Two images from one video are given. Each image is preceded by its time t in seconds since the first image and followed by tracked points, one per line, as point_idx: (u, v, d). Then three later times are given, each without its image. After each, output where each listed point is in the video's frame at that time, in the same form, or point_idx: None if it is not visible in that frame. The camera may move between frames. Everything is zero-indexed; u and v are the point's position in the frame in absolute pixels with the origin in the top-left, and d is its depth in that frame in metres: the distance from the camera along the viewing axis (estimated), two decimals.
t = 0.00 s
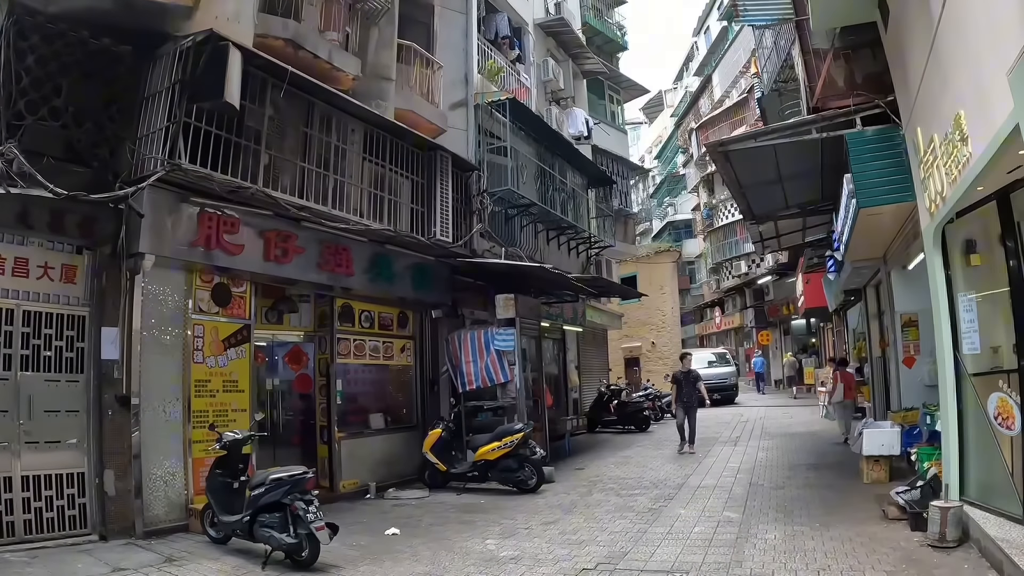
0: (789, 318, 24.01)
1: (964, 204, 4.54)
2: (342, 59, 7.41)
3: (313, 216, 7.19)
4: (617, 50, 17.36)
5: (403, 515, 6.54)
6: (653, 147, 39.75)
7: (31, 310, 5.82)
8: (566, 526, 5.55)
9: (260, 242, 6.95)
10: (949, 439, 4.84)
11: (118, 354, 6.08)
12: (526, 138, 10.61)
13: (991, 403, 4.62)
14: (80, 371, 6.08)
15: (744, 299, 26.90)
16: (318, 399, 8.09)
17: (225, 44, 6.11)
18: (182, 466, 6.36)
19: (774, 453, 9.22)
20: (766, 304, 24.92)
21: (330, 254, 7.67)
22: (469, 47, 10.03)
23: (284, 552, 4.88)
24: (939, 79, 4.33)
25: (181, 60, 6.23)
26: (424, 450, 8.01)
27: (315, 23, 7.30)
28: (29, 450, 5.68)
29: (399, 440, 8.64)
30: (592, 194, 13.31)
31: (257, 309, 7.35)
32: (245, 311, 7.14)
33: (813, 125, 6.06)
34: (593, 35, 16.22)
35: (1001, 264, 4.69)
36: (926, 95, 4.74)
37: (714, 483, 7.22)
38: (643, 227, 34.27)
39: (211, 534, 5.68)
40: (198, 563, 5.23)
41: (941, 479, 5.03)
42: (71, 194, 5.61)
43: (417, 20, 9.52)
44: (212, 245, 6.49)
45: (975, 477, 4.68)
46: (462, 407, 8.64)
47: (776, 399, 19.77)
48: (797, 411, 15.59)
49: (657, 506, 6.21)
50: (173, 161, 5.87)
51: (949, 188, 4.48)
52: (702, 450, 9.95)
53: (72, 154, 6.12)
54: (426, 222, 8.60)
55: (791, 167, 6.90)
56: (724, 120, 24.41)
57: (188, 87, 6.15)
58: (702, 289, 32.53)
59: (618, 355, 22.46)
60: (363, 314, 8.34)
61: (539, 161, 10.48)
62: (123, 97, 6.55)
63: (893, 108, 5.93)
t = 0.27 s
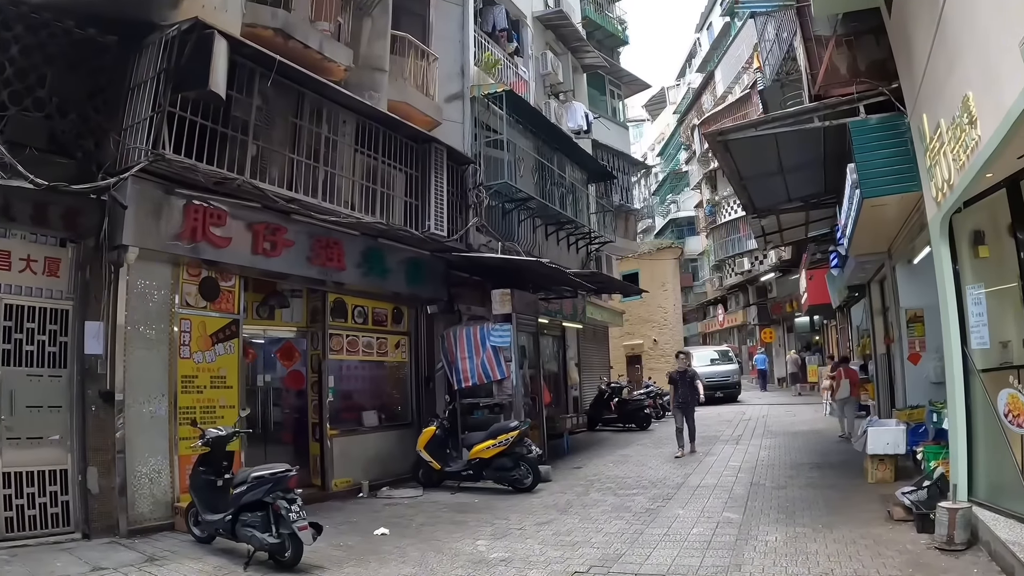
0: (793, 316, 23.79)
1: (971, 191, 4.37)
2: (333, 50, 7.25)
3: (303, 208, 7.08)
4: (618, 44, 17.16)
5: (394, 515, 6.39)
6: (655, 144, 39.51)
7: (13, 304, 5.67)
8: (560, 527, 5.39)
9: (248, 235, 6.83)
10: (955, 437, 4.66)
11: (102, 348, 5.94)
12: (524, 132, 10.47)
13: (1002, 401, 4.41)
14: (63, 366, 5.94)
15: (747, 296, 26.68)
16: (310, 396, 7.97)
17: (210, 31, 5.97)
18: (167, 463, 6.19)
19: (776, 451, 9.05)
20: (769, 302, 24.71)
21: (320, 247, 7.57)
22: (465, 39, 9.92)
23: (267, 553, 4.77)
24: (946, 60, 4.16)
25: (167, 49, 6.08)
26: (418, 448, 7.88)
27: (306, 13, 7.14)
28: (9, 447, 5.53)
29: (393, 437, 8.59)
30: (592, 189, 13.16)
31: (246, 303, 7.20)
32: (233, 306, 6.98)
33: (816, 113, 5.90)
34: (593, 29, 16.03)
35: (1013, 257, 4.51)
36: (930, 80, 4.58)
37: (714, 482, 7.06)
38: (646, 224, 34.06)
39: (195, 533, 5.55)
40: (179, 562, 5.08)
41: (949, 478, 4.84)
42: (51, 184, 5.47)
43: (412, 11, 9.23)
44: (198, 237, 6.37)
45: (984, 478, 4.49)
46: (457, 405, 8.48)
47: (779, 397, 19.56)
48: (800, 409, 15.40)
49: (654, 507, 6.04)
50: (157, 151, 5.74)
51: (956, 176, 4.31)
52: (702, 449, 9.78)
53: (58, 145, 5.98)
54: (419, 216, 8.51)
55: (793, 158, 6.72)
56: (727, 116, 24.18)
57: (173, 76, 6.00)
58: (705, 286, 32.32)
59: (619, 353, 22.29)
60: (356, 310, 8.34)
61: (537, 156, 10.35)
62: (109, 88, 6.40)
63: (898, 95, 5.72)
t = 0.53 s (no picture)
0: (795, 315, 23.57)
1: (984, 184, 4.18)
2: (325, 41, 7.10)
3: (291, 202, 6.94)
4: (618, 40, 16.95)
5: (385, 518, 6.23)
6: (657, 142, 39.26)
7: None
8: (553, 532, 5.22)
9: (235, 230, 6.68)
10: (964, 440, 4.46)
11: (84, 345, 5.77)
12: (522, 127, 10.31)
13: (1013, 403, 4.25)
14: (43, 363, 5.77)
15: (749, 295, 26.47)
16: (301, 394, 7.84)
17: (194, 19, 5.77)
18: (151, 463, 6.02)
19: (778, 453, 8.87)
20: (771, 301, 24.50)
21: (311, 242, 7.42)
22: (461, 32, 9.81)
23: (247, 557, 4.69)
24: (954, 46, 4.00)
25: (150, 39, 5.90)
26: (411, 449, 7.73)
27: (296, 3, 6.98)
28: None
29: (386, 437, 8.45)
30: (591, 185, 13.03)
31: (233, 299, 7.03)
32: (220, 302, 6.82)
33: (820, 104, 5.72)
34: (593, 24, 15.83)
35: None
36: (938, 68, 4.40)
37: (714, 485, 6.89)
38: (647, 223, 33.87)
39: (177, 535, 5.40)
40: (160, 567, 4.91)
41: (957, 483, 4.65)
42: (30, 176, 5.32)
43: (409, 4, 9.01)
44: (182, 231, 6.22)
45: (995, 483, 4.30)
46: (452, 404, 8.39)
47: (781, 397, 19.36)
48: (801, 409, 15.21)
49: (651, 511, 5.86)
50: (139, 142, 5.58)
51: (967, 166, 4.13)
52: (702, 450, 9.59)
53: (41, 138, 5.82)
54: (412, 211, 8.42)
55: (795, 151, 6.56)
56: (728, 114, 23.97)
57: (156, 66, 5.83)
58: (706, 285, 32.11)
59: (619, 352, 22.11)
60: (348, 306, 8.19)
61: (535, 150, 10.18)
62: (93, 78, 6.23)
63: (905, 86, 5.54)
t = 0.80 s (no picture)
0: (793, 314, 23.39)
1: (991, 176, 3.99)
2: (310, 33, 6.89)
3: (273, 196, 6.77)
4: (615, 36, 16.75)
5: (368, 522, 6.07)
6: (655, 140, 39.06)
7: None
8: (539, 537, 5.05)
9: (215, 224, 6.50)
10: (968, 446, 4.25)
11: (59, 342, 5.57)
12: (515, 122, 10.35)
13: (1020, 406, 4.07)
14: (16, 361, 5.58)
15: (747, 294, 26.28)
16: (285, 393, 7.65)
17: (171, 8, 5.55)
18: (127, 464, 5.81)
19: (774, 455, 8.70)
20: (769, 300, 24.32)
21: (294, 237, 7.26)
22: (452, 23, 9.58)
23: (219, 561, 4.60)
24: (960, 32, 3.82)
25: (128, 28, 5.71)
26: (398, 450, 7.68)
27: None
28: None
29: (372, 437, 8.28)
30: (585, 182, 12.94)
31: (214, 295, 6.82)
32: (200, 298, 6.61)
33: (818, 95, 5.54)
34: (589, 19, 15.64)
35: None
36: (942, 55, 4.22)
37: (708, 489, 6.73)
38: (644, 222, 33.71)
39: (152, 538, 5.22)
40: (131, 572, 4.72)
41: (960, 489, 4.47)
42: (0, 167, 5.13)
43: None
44: (161, 225, 6.04)
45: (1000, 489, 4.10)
46: (441, 404, 8.34)
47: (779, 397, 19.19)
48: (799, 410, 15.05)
49: (642, 516, 5.69)
50: (114, 133, 5.40)
51: (971, 158, 3.94)
52: (697, 452, 9.42)
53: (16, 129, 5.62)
54: (400, 206, 8.25)
55: (792, 146, 6.41)
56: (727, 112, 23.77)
57: (132, 56, 5.65)
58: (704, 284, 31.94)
59: (616, 351, 21.96)
60: (334, 303, 8.02)
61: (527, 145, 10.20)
62: (72, 69, 6.01)
63: (907, 76, 5.33)
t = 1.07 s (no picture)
0: (786, 313, 23.32)
1: (992, 164, 3.81)
2: (289, 22, 6.64)
3: (249, 188, 6.55)
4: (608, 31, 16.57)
5: (343, 523, 6.05)
6: (649, 137, 38.93)
7: None
8: (518, 542, 4.96)
9: (188, 217, 6.28)
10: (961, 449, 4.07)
11: (27, 338, 5.33)
12: (504, 117, 10.36)
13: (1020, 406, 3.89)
14: None
15: (740, 293, 26.23)
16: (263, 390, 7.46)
17: None
18: (98, 462, 5.58)
19: (765, 455, 8.57)
20: (763, 298, 24.25)
21: (271, 231, 7.06)
22: (438, 16, 9.38)
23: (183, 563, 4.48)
24: (957, 12, 3.67)
25: (99, 14, 5.49)
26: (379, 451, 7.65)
27: None
28: None
29: (354, 435, 8.09)
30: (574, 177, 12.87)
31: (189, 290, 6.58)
32: (175, 293, 6.36)
33: (809, 85, 5.38)
34: (581, 13, 15.47)
35: None
36: (938, 39, 4.05)
37: (695, 492, 6.63)
38: (638, 219, 33.60)
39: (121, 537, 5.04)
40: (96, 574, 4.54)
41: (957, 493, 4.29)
42: None
43: None
44: (132, 217, 5.81)
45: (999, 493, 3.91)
46: (424, 403, 8.31)
47: (770, 396, 19.13)
48: (791, 409, 14.94)
49: (625, 521, 5.58)
50: (82, 122, 5.17)
51: (969, 146, 3.75)
52: (686, 453, 9.32)
53: None
54: (382, 200, 8.03)
55: (782, 138, 6.29)
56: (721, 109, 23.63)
57: (103, 42, 5.43)
58: (697, 282, 31.89)
59: (607, 349, 21.91)
60: (314, 299, 7.78)
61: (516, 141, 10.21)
62: (43, 57, 5.83)
63: (900, 65, 5.18)
